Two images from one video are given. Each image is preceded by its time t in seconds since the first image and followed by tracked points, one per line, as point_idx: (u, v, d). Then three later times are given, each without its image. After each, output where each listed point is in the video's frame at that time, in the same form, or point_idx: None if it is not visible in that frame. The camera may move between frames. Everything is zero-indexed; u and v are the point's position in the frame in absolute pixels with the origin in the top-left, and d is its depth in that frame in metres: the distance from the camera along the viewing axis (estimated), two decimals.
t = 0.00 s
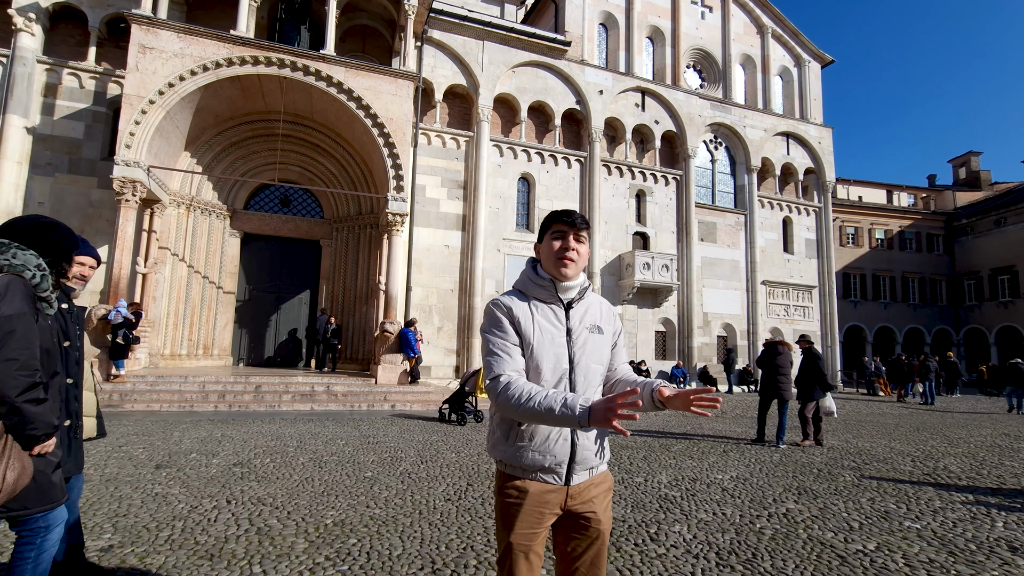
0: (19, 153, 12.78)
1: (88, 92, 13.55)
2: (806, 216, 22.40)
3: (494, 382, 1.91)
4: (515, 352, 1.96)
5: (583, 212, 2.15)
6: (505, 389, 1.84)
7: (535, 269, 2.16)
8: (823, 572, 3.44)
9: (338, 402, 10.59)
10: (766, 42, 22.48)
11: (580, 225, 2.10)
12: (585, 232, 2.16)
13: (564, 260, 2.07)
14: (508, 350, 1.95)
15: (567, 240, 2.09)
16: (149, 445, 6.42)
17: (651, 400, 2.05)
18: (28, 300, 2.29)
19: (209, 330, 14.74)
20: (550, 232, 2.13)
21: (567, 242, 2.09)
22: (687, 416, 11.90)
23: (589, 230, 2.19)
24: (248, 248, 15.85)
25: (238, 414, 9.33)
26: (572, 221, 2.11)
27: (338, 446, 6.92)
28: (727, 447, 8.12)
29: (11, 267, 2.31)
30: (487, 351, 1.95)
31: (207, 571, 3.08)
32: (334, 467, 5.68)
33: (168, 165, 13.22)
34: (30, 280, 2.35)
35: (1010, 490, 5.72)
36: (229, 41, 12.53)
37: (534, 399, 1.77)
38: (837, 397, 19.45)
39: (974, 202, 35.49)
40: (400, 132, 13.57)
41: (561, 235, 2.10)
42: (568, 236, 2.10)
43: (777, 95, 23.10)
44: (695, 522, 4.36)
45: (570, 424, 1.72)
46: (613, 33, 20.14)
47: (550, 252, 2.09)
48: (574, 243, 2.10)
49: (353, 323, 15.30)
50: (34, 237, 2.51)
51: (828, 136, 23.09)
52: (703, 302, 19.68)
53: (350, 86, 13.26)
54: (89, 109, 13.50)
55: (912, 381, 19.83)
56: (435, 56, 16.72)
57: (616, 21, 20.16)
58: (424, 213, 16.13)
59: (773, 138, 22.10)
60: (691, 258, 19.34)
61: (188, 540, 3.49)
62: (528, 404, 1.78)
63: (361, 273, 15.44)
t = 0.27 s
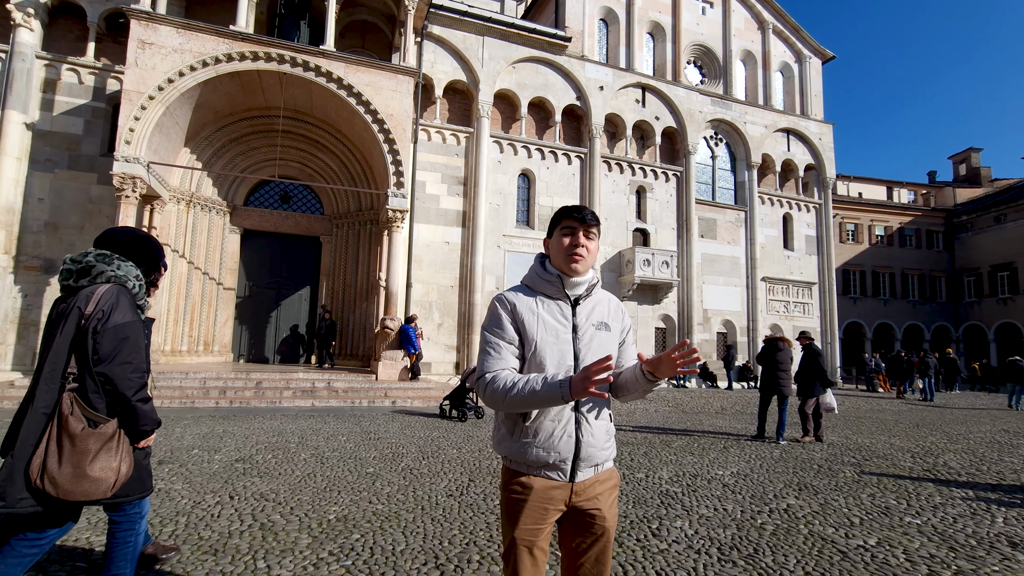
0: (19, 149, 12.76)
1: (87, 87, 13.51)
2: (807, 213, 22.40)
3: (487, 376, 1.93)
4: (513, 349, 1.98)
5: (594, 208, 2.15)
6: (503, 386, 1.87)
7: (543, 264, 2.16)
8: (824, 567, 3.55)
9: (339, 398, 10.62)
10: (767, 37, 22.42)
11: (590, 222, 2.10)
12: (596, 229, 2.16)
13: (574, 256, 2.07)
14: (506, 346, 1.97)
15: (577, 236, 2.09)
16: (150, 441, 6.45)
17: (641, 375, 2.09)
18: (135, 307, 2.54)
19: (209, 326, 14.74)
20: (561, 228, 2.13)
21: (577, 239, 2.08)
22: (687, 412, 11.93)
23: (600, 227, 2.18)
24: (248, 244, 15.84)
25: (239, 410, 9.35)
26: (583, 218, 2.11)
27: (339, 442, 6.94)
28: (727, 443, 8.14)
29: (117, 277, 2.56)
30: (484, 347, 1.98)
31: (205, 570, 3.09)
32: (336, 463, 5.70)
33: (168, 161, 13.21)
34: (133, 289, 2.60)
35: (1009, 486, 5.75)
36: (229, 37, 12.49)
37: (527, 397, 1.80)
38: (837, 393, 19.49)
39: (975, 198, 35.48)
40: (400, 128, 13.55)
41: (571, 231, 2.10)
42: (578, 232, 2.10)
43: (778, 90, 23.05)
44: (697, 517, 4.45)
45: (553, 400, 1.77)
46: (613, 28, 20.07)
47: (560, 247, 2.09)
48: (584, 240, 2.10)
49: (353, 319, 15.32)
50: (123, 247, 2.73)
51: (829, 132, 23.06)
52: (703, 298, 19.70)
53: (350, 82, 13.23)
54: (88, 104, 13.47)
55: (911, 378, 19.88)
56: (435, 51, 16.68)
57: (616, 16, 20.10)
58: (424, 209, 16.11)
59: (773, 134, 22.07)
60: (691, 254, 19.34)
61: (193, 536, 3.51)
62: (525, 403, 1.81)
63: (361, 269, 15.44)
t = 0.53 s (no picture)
0: (15, 143, 12.69)
1: (83, 81, 13.43)
2: (805, 208, 22.42)
3: (483, 375, 1.97)
4: (510, 348, 2.01)
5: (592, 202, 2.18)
6: (499, 386, 1.91)
7: (545, 261, 2.19)
8: (823, 560, 3.58)
9: (338, 393, 10.62)
10: (767, 31, 22.35)
11: (586, 215, 2.12)
12: (593, 222, 2.18)
13: (572, 249, 2.09)
14: (504, 347, 2.00)
15: (574, 228, 2.11)
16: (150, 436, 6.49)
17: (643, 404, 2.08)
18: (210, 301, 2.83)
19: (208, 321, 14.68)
20: (559, 222, 2.16)
21: (575, 231, 2.11)
22: (685, 407, 11.97)
23: (598, 220, 2.20)
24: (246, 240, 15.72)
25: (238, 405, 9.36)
26: (580, 210, 2.14)
27: (339, 436, 6.96)
28: (725, 437, 8.17)
29: (195, 275, 2.85)
30: (483, 347, 2.02)
31: (207, 564, 3.11)
32: (336, 458, 5.71)
33: (166, 155, 13.16)
34: (206, 284, 2.89)
35: (1006, 480, 5.79)
36: (226, 30, 12.41)
37: (517, 401, 1.85)
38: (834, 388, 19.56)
39: (972, 193, 35.53)
40: (399, 123, 13.51)
41: (568, 224, 2.12)
42: (576, 224, 2.12)
43: (777, 85, 23.02)
44: (697, 512, 4.48)
45: (541, 422, 1.80)
46: (613, 22, 20.00)
47: (559, 241, 2.12)
48: (581, 231, 2.12)
49: (352, 314, 15.32)
50: (198, 247, 3.03)
51: (828, 127, 23.06)
52: (702, 293, 19.72)
53: (348, 76, 13.18)
54: (85, 98, 13.39)
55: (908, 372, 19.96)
56: (434, 46, 16.61)
57: (615, 10, 20.01)
58: (423, 203, 16.08)
59: (772, 129, 22.05)
60: (690, 249, 19.35)
61: (194, 530, 3.53)
62: (517, 404, 1.85)
63: (360, 264, 15.42)
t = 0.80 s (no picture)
0: (8, 137, 12.59)
1: (77, 74, 13.31)
2: (802, 203, 22.47)
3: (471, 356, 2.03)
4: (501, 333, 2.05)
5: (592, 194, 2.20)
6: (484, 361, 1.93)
7: (543, 254, 2.24)
8: (819, 552, 3.61)
9: (336, 388, 10.64)
10: (764, 26, 22.31)
11: (586, 207, 2.15)
12: (594, 215, 2.20)
13: (569, 239, 2.13)
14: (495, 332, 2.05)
15: (573, 220, 2.14)
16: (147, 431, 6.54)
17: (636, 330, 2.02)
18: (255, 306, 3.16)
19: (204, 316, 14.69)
20: (560, 214, 2.20)
21: (572, 222, 2.14)
22: (682, 401, 12.03)
23: (599, 213, 2.22)
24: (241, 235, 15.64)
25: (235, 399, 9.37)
26: (580, 202, 2.17)
27: (337, 431, 6.99)
28: (722, 431, 8.21)
29: (244, 281, 3.17)
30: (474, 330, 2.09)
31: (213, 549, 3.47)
32: (334, 452, 5.73)
33: (161, 149, 13.08)
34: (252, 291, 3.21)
35: (999, 473, 5.86)
36: (221, 23, 12.31)
37: (487, 361, 1.91)
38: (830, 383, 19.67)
39: (968, 188, 35.65)
40: (395, 117, 13.47)
41: (568, 215, 2.16)
42: (575, 216, 2.15)
43: (775, 80, 23.01)
44: (694, 505, 4.51)
45: (509, 367, 1.84)
46: (610, 16, 19.91)
47: (557, 232, 2.16)
48: (580, 223, 2.15)
49: (349, 309, 15.30)
50: (241, 257, 3.37)
51: (825, 122, 23.07)
52: (699, 288, 19.77)
53: (344, 69, 13.11)
54: (78, 91, 13.29)
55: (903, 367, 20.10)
56: (430, 39, 16.52)
57: (613, 3, 19.92)
58: (420, 198, 16.05)
59: (769, 124, 22.05)
60: (687, 244, 19.37)
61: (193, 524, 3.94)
62: (494, 367, 1.88)
63: (356, 259, 15.40)
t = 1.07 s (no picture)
0: None
1: (68, 67, 13.18)
2: (796, 198, 22.54)
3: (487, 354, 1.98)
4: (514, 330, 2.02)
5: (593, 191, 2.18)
6: (500, 357, 1.90)
7: (542, 248, 2.21)
8: (812, 545, 3.65)
9: (331, 383, 10.64)
10: (760, 20, 22.28)
11: (588, 204, 2.12)
12: (595, 212, 2.18)
13: (570, 236, 2.11)
14: (504, 329, 2.02)
15: (575, 217, 2.11)
16: (143, 427, 6.55)
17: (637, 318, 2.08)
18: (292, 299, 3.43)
19: (199, 311, 14.66)
20: (560, 210, 2.16)
21: (574, 220, 2.11)
22: (677, 395, 12.09)
23: (599, 210, 2.21)
24: (236, 228, 15.59)
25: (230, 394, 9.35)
26: (582, 199, 2.14)
27: (333, 425, 7.02)
28: (716, 426, 8.25)
29: (280, 274, 3.42)
30: (485, 330, 2.04)
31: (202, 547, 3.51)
32: (330, 446, 5.74)
33: (153, 142, 12.99)
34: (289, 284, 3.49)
35: (990, 466, 5.93)
36: (214, 15, 12.20)
37: (514, 354, 1.84)
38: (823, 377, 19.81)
39: (961, 184, 35.84)
40: (390, 110, 13.41)
41: (569, 212, 2.12)
42: (577, 213, 2.12)
43: (770, 75, 23.02)
44: (689, 498, 4.54)
45: (540, 353, 1.78)
46: (606, 10, 19.85)
47: (557, 229, 2.13)
48: (582, 220, 2.13)
49: (344, 303, 15.27)
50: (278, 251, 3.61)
51: (820, 117, 23.11)
52: (693, 283, 19.83)
53: (338, 63, 13.04)
54: (69, 84, 13.16)
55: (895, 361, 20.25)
56: (425, 32, 16.43)
57: None
58: (415, 192, 16.00)
59: (764, 119, 22.07)
60: (682, 239, 19.40)
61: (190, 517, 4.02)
62: (518, 360, 1.83)
63: (352, 253, 15.37)
